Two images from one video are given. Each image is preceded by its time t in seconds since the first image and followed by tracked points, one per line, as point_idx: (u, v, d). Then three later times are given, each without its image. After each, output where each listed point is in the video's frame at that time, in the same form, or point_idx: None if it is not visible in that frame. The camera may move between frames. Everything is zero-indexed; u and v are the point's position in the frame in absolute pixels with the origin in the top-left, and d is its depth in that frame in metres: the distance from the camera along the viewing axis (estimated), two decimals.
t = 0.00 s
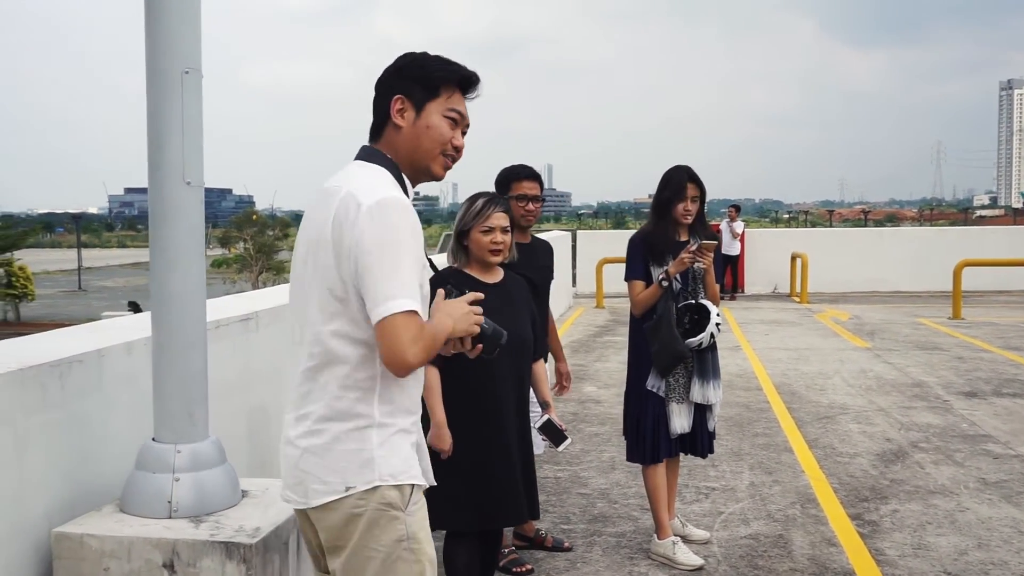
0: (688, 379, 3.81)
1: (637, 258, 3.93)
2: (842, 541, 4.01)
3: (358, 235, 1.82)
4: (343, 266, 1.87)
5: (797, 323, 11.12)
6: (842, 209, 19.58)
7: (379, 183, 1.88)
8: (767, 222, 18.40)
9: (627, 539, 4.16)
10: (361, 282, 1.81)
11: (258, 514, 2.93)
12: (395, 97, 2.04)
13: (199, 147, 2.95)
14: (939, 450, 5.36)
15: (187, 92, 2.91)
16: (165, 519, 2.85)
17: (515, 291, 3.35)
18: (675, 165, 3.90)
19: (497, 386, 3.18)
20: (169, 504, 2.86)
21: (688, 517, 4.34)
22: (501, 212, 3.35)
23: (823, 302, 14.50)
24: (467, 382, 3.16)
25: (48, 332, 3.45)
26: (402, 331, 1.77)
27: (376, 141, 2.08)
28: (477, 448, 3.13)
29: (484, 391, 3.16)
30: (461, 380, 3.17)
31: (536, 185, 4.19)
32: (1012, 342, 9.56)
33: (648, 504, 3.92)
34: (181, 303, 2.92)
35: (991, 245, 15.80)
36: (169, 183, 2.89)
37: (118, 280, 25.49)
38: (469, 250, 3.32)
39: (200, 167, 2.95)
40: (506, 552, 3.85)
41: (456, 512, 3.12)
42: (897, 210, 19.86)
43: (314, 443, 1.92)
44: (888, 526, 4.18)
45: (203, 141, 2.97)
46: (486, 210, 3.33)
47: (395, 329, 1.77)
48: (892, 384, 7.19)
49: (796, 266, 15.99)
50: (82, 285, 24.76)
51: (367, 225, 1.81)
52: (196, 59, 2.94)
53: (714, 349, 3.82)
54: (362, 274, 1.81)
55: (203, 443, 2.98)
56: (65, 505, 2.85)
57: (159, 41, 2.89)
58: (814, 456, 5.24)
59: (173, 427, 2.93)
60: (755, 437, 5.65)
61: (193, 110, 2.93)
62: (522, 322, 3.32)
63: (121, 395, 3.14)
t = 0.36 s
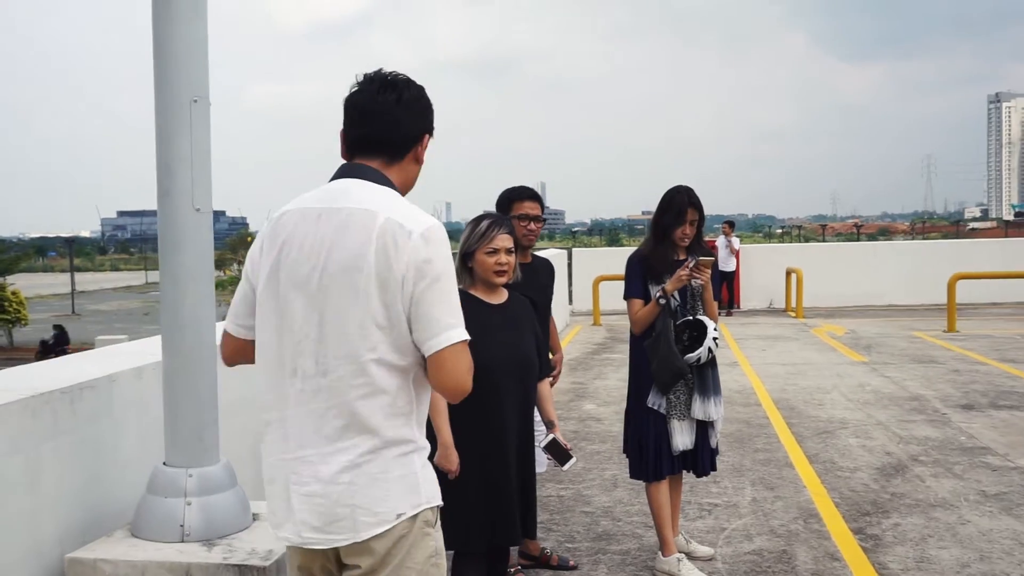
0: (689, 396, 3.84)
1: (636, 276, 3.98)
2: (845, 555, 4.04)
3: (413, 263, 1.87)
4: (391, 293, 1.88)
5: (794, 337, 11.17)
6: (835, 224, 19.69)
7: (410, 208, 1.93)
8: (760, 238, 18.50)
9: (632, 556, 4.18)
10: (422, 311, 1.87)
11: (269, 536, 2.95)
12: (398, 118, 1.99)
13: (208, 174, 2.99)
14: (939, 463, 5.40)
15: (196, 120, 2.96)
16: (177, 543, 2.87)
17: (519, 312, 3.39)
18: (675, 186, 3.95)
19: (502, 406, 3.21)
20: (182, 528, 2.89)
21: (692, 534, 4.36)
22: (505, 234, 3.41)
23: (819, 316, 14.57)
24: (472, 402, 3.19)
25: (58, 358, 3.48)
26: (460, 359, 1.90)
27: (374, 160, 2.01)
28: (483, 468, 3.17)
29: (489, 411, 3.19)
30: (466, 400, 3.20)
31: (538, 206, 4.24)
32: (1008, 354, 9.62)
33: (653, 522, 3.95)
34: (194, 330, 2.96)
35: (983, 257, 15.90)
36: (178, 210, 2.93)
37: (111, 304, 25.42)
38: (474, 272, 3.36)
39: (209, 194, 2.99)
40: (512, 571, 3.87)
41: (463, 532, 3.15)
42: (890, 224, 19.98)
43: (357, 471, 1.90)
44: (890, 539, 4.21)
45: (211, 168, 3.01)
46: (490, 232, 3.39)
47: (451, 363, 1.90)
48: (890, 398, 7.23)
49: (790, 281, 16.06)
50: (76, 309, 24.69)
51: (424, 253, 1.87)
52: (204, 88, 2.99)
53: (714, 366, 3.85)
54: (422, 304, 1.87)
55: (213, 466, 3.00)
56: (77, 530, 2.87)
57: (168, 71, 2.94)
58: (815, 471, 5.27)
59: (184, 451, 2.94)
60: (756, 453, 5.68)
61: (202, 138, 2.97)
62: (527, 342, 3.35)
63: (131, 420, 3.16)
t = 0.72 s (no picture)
0: (759, 408, 3.83)
1: (706, 288, 4.00)
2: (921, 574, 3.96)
3: (468, 266, 2.17)
4: (453, 293, 2.15)
5: (872, 352, 10.90)
6: (917, 235, 19.10)
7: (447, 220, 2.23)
8: (838, 249, 18.08)
9: (701, 568, 4.19)
10: (488, 307, 2.16)
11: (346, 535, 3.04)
12: (407, 143, 2.27)
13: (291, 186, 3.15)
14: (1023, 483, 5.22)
15: (282, 135, 3.12)
16: (259, 539, 3.02)
17: (591, 322, 3.44)
18: (749, 199, 3.97)
19: (571, 415, 3.28)
20: (264, 525, 3.03)
21: (763, 547, 4.33)
22: (578, 244, 3.48)
23: (899, 331, 14.17)
24: (543, 410, 3.27)
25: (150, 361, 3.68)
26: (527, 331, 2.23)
27: (395, 181, 2.26)
28: (552, 474, 3.26)
29: (558, 420, 3.27)
30: (537, 408, 3.28)
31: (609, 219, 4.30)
32: None
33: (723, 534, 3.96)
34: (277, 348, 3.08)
35: None
36: (264, 220, 3.10)
37: (194, 312, 26.33)
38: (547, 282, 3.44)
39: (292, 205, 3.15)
40: None
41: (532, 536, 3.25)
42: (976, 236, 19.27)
43: (433, 457, 2.12)
44: (969, 559, 4.11)
45: (294, 181, 3.17)
46: (564, 243, 3.47)
47: (523, 336, 2.21)
48: (972, 415, 7.01)
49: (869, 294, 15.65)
50: (161, 316, 25.65)
51: (475, 257, 2.18)
52: (288, 104, 3.14)
53: (785, 379, 3.84)
54: (492, 301, 2.16)
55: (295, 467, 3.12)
56: (167, 522, 3.04)
57: (255, 89, 3.10)
58: (891, 487, 5.17)
59: (268, 451, 3.07)
60: (829, 468, 5.60)
61: (287, 152, 3.13)
62: (598, 351, 3.41)
63: (217, 419, 3.32)
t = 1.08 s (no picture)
0: (787, 398, 3.85)
1: (735, 279, 4.02)
2: (948, 564, 3.95)
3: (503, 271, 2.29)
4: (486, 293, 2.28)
5: (914, 345, 10.74)
6: (966, 227, 18.70)
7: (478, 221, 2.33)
8: (884, 241, 17.79)
9: (727, 555, 4.22)
10: (517, 307, 2.33)
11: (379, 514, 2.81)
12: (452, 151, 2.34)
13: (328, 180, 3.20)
14: None
15: (319, 130, 3.17)
16: (292, 515, 2.79)
17: (618, 312, 3.48)
18: (780, 192, 3.97)
19: (596, 404, 3.34)
20: (297, 502, 2.80)
21: (790, 535, 4.35)
22: (607, 235, 3.52)
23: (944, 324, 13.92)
24: (568, 397, 3.34)
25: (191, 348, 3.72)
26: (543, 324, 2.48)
27: (433, 183, 2.36)
28: (577, 460, 3.33)
29: (583, 407, 3.33)
30: (564, 395, 3.35)
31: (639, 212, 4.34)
32: None
33: (748, 522, 3.99)
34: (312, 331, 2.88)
35: None
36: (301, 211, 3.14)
37: (239, 300, 26.86)
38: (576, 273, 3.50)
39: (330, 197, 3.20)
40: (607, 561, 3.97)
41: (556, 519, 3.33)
42: None
43: (458, 438, 2.29)
44: (998, 551, 4.08)
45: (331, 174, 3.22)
46: (593, 234, 3.51)
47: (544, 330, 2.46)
48: (1012, 409, 6.90)
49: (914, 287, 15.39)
50: (206, 304, 26.16)
51: (508, 263, 2.30)
52: (325, 99, 3.20)
53: (813, 369, 3.85)
54: (520, 301, 2.34)
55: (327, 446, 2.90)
56: (204, 504, 2.84)
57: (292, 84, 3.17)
58: (924, 480, 5.13)
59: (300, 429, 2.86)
60: (862, 459, 5.57)
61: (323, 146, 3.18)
62: (625, 341, 3.45)
63: (254, 403, 3.14)
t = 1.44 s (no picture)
0: (793, 424, 3.89)
1: (743, 305, 4.07)
2: None
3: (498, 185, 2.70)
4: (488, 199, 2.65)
5: (926, 372, 10.72)
6: (981, 253, 18.64)
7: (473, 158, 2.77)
8: (898, 267, 17.76)
9: None
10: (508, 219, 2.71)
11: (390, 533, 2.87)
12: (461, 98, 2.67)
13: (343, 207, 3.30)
14: None
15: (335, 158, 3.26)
16: (307, 533, 2.85)
17: (624, 339, 3.54)
18: (788, 220, 4.04)
19: (602, 429, 3.40)
20: (312, 520, 2.86)
21: (797, 560, 4.38)
22: (614, 262, 3.59)
23: (958, 351, 13.87)
24: (576, 420, 3.40)
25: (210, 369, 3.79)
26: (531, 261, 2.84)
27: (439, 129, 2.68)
28: (583, 483, 3.38)
29: (590, 432, 3.39)
30: (571, 419, 3.42)
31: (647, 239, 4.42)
32: None
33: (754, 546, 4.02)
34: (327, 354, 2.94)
35: None
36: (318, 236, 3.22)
37: (254, 322, 27.05)
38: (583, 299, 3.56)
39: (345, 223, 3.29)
40: None
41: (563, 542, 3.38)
42: None
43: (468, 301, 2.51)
44: None
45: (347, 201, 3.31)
46: (600, 261, 3.58)
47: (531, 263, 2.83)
48: None
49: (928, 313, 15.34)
50: (222, 326, 26.38)
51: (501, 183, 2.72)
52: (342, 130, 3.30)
53: (819, 396, 3.90)
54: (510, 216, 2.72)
55: (341, 466, 2.96)
56: (221, 523, 2.91)
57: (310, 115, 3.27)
58: (933, 506, 5.14)
59: (315, 450, 2.91)
60: (871, 486, 5.58)
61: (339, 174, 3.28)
62: (632, 368, 3.51)
63: (272, 424, 3.21)
